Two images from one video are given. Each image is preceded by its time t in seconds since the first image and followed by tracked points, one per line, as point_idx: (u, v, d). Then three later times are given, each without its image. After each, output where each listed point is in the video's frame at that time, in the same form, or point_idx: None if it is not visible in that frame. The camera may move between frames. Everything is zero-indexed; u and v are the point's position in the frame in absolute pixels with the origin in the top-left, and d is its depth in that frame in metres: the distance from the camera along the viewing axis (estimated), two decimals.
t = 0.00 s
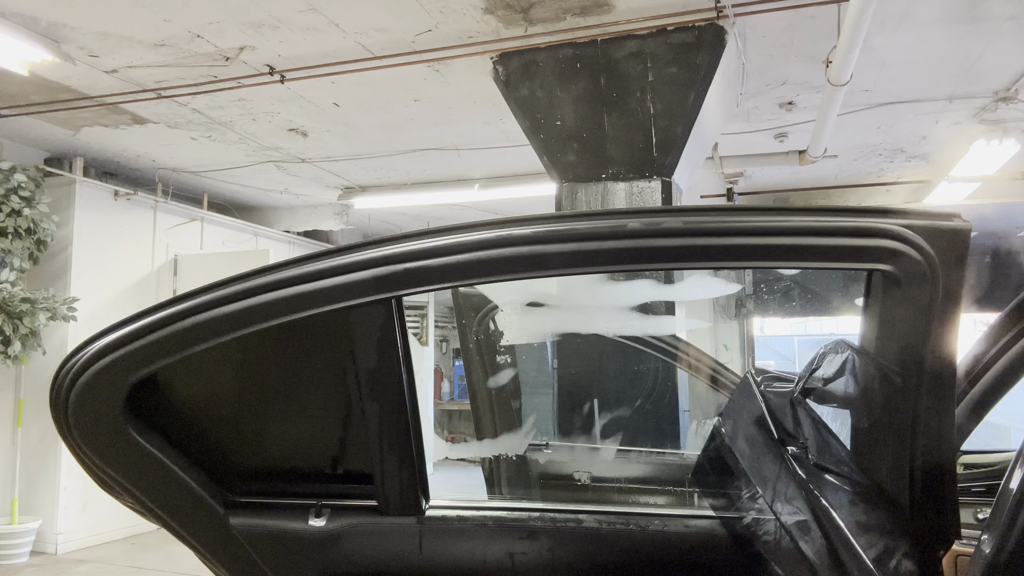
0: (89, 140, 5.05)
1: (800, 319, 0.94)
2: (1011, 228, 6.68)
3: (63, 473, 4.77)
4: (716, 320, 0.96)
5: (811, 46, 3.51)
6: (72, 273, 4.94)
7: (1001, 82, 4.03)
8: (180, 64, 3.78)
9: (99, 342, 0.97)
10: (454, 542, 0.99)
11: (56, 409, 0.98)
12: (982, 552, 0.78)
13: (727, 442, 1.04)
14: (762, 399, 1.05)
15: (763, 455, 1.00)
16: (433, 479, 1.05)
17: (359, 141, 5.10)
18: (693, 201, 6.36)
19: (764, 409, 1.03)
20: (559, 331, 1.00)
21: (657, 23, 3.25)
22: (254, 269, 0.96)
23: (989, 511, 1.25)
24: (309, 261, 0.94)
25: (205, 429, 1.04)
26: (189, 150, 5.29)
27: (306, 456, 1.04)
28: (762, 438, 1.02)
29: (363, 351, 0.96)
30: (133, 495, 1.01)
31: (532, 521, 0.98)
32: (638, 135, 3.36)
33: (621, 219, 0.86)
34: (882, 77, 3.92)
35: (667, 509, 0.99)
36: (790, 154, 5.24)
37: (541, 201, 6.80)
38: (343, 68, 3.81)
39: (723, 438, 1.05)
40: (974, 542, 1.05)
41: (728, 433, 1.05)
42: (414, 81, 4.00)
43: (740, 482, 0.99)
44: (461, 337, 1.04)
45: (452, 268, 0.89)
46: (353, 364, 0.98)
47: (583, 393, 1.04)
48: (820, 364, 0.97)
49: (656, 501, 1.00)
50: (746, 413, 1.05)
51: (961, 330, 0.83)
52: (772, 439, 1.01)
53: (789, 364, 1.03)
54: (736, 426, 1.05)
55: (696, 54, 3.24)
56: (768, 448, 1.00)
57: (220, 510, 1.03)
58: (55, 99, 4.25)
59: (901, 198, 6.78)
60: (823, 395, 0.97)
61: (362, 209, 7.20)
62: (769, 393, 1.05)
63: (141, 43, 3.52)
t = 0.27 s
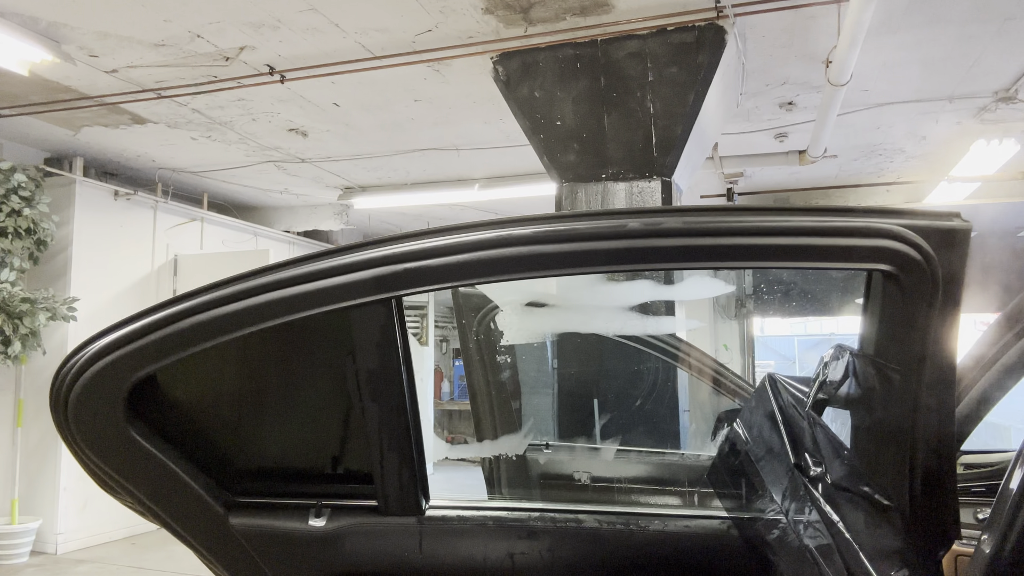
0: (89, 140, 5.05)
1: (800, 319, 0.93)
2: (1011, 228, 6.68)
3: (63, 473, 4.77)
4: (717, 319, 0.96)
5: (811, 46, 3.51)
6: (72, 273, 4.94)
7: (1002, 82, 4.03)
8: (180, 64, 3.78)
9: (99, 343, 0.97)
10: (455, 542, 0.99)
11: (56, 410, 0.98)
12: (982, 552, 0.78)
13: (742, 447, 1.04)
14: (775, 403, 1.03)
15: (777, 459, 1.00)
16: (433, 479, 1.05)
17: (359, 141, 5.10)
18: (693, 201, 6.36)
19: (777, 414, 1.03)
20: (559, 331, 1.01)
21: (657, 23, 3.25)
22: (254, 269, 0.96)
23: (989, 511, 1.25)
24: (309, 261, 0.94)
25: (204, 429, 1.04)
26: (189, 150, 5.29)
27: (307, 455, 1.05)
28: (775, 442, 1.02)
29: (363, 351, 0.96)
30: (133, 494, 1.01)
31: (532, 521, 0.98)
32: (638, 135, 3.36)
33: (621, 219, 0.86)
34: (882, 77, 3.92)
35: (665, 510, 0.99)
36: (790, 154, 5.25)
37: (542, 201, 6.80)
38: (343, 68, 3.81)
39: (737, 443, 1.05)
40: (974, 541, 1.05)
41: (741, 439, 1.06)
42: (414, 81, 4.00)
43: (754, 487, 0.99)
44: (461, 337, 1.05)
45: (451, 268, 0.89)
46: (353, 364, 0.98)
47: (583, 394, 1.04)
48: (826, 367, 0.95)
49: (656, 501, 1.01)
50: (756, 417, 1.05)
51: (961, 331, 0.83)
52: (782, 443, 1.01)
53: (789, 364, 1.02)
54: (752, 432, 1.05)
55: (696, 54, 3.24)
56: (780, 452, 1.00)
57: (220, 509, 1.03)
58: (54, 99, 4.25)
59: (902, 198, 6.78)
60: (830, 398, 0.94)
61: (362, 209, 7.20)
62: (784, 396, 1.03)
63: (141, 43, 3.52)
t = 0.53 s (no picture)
0: (89, 140, 5.05)
1: (801, 319, 0.92)
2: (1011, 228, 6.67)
3: (63, 473, 4.77)
4: (717, 318, 0.96)
5: (811, 46, 3.51)
6: (72, 273, 4.94)
7: (1001, 82, 4.03)
8: (180, 64, 3.78)
9: (99, 343, 0.97)
10: (455, 542, 0.98)
11: (56, 409, 0.98)
12: (982, 552, 0.78)
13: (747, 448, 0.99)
14: (782, 405, 0.97)
15: (782, 462, 0.95)
16: (434, 480, 1.05)
17: (359, 141, 5.10)
18: (693, 201, 6.36)
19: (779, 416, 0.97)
20: (559, 330, 1.01)
21: (657, 23, 3.25)
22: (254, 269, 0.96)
23: (989, 511, 1.25)
24: (310, 261, 0.94)
25: (205, 429, 1.04)
26: (189, 150, 5.29)
27: (306, 455, 1.04)
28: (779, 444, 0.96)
29: (363, 352, 0.96)
30: (133, 494, 1.01)
31: (532, 521, 0.98)
32: (638, 135, 3.36)
33: (621, 219, 0.86)
34: (882, 78, 3.92)
35: (664, 510, 0.98)
36: (790, 154, 5.24)
37: (541, 201, 6.80)
38: (343, 68, 3.81)
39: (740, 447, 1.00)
40: (974, 542, 1.05)
41: (745, 442, 1.00)
42: (414, 81, 4.00)
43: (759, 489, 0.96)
44: (461, 337, 1.05)
45: (453, 268, 0.89)
46: (353, 364, 0.98)
47: (584, 393, 1.04)
48: (818, 378, 0.94)
49: (655, 501, 1.00)
50: (763, 420, 0.98)
51: (962, 330, 0.83)
52: (787, 445, 0.95)
53: (789, 365, 0.98)
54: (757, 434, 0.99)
55: (696, 54, 3.24)
56: (785, 453, 0.95)
57: (220, 509, 1.02)
58: (54, 99, 4.25)
59: (902, 198, 6.78)
60: (829, 403, 0.92)
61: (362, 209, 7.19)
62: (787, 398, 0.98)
63: (141, 43, 3.52)
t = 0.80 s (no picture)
0: (89, 140, 5.05)
1: (801, 319, 0.93)
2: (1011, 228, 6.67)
3: (63, 473, 4.77)
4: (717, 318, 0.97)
5: (811, 46, 3.51)
6: (72, 273, 4.94)
7: (1002, 82, 4.02)
8: (180, 64, 3.78)
9: (99, 342, 0.97)
10: (454, 542, 0.98)
11: (57, 409, 0.98)
12: (982, 552, 0.78)
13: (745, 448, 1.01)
14: (780, 405, 0.99)
15: (780, 463, 0.95)
16: (434, 480, 1.05)
17: (359, 141, 5.10)
18: (693, 201, 6.36)
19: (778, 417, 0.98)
20: (559, 330, 1.02)
21: (657, 23, 3.25)
22: (254, 269, 0.96)
23: (989, 511, 1.25)
24: (310, 261, 0.94)
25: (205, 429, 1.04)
26: (189, 150, 5.29)
27: (305, 455, 1.04)
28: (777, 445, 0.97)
29: (363, 351, 0.96)
30: (133, 494, 1.01)
31: (531, 521, 0.98)
32: (638, 135, 3.36)
33: (622, 219, 0.86)
34: (882, 78, 3.92)
35: (661, 509, 0.98)
36: (790, 154, 5.24)
37: (541, 201, 6.80)
38: (343, 68, 3.81)
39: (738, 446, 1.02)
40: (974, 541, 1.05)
41: (744, 442, 1.02)
42: (414, 81, 4.00)
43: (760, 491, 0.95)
44: (461, 337, 1.06)
45: (453, 268, 0.89)
46: (353, 364, 0.98)
47: (583, 393, 1.05)
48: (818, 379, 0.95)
49: (654, 501, 1.00)
50: (763, 420, 1.00)
51: (961, 331, 0.83)
52: (785, 446, 0.95)
53: (789, 364, 1.03)
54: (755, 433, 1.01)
55: (696, 54, 3.24)
56: (784, 455, 0.95)
57: (220, 509, 1.02)
58: (55, 99, 4.25)
59: (902, 198, 6.78)
60: (827, 405, 0.92)
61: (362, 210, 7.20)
62: (786, 399, 0.99)
63: (142, 43, 3.52)
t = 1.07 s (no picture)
0: (89, 140, 5.05)
1: (801, 319, 0.93)
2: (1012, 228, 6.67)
3: (63, 474, 4.77)
4: (717, 318, 0.96)
5: (812, 46, 3.51)
6: (72, 273, 4.94)
7: (1001, 82, 4.02)
8: (180, 64, 3.78)
9: (99, 342, 0.97)
10: (453, 542, 0.98)
11: (57, 408, 0.98)
12: (982, 552, 0.78)
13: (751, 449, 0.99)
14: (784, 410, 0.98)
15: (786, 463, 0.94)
16: (434, 480, 1.05)
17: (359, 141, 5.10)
18: (693, 201, 6.35)
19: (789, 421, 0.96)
20: (559, 329, 1.02)
21: (657, 23, 3.25)
22: (254, 269, 0.96)
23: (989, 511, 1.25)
24: (311, 261, 0.94)
25: (205, 428, 1.04)
26: (189, 150, 5.29)
27: (306, 455, 1.04)
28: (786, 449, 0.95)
29: (364, 351, 0.96)
30: (133, 495, 1.01)
31: (531, 521, 0.98)
32: (637, 134, 3.36)
33: (622, 219, 0.86)
34: (882, 78, 3.92)
35: (662, 509, 0.99)
36: (790, 154, 5.24)
37: (542, 201, 6.80)
38: (343, 68, 3.81)
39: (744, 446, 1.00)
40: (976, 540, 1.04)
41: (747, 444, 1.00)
42: (414, 81, 4.00)
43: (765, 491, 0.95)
44: (461, 337, 1.06)
45: (453, 268, 0.89)
46: (353, 364, 0.98)
47: (583, 394, 1.05)
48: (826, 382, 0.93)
49: (653, 501, 1.00)
50: (771, 423, 0.98)
51: (961, 331, 0.83)
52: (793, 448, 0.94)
53: (789, 364, 1.01)
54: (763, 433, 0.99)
55: (696, 54, 3.24)
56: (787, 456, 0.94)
57: (220, 509, 1.02)
58: (55, 99, 4.25)
59: (902, 198, 6.78)
60: (831, 407, 0.90)
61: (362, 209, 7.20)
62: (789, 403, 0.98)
63: (141, 43, 3.52)
